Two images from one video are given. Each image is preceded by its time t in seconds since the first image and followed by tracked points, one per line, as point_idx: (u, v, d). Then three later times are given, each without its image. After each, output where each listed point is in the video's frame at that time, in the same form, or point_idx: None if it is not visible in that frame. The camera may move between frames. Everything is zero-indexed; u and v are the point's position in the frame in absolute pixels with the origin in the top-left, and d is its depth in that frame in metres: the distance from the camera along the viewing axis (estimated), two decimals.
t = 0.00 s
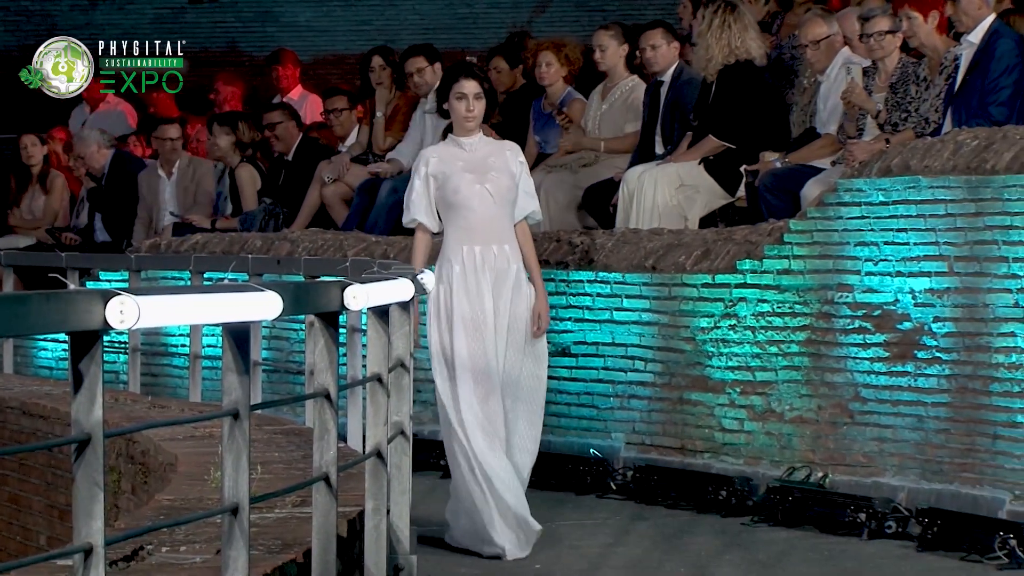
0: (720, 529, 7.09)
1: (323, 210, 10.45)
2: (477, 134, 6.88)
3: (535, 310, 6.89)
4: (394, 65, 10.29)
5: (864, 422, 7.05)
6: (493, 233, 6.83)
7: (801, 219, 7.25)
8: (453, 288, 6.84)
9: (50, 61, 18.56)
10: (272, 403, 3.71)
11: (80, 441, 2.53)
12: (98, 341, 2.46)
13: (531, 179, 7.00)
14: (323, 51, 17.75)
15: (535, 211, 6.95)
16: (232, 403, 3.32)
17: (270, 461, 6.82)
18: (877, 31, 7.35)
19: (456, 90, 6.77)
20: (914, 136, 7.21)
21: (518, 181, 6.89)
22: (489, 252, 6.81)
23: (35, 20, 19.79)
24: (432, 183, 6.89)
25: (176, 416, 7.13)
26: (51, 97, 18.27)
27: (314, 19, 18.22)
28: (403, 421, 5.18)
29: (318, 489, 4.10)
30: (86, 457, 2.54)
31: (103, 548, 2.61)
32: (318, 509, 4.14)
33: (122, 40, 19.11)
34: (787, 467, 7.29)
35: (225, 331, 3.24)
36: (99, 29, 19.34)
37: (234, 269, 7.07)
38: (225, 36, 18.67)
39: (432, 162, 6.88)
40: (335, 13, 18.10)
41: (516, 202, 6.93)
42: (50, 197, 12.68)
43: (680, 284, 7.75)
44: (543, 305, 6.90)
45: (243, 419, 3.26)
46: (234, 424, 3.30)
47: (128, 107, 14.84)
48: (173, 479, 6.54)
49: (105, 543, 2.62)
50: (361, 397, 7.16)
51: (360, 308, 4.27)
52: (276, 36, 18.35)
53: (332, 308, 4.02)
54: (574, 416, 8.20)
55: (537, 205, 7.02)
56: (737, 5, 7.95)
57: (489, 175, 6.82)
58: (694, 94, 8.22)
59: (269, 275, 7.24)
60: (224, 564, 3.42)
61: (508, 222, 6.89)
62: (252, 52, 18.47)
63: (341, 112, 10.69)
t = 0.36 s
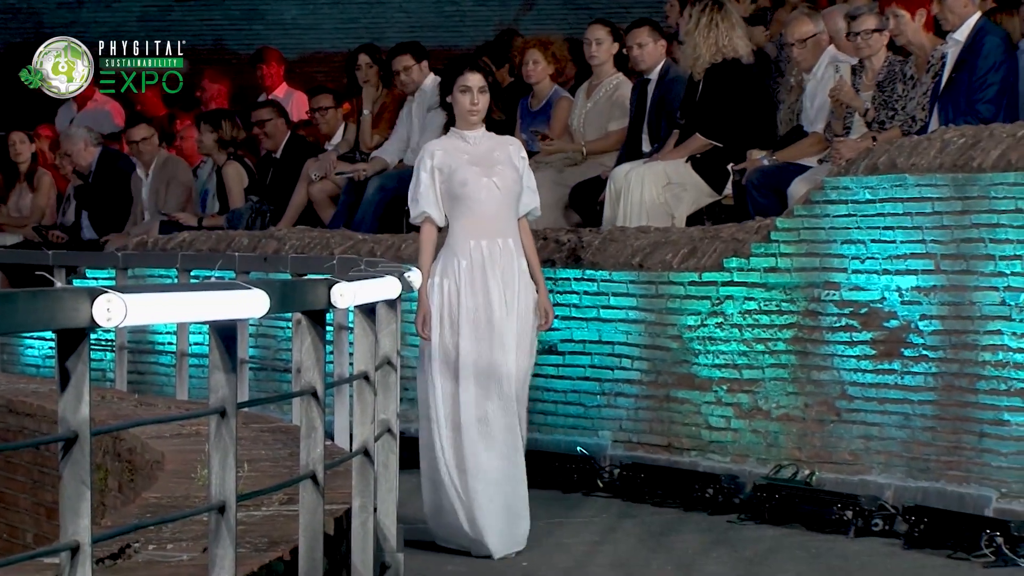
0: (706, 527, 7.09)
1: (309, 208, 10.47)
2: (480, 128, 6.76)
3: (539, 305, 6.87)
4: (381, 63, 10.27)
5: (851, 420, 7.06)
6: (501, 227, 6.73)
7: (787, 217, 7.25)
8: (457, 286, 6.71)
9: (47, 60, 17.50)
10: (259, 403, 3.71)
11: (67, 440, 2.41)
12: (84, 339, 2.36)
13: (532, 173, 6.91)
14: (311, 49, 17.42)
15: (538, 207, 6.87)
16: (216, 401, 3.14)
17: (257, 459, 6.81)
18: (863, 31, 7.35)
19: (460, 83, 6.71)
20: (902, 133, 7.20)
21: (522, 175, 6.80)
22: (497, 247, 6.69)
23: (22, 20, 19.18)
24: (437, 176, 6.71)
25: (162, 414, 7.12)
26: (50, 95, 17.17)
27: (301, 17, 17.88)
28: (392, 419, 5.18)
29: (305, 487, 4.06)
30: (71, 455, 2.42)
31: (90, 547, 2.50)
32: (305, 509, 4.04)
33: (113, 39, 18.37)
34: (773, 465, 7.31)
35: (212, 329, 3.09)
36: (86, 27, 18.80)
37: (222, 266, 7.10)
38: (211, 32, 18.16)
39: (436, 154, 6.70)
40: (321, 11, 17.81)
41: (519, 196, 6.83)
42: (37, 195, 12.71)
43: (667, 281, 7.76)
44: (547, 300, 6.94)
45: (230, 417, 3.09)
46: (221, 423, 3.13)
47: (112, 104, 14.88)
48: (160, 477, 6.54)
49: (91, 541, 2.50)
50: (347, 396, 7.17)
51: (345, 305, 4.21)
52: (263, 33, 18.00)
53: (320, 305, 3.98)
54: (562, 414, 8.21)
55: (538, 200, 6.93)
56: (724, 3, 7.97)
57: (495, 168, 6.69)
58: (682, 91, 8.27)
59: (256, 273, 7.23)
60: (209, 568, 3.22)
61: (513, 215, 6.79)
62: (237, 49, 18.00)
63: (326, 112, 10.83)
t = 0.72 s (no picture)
0: (692, 521, 7.08)
1: (297, 202, 10.45)
2: (479, 124, 6.55)
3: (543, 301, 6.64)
4: (367, 57, 10.43)
5: (837, 414, 7.06)
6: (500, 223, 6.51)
7: (774, 212, 7.26)
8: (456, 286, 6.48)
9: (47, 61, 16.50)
10: (245, 397, 3.70)
11: (53, 434, 2.57)
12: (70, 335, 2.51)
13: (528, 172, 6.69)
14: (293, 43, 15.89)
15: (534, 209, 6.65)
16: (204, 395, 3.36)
17: (244, 454, 6.80)
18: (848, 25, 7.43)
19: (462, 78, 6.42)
20: (887, 128, 7.22)
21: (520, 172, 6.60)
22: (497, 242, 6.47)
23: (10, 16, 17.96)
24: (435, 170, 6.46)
25: (148, 408, 7.12)
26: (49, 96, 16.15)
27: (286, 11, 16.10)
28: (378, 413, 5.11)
29: (291, 481, 4.15)
30: (57, 450, 2.58)
31: (76, 541, 2.64)
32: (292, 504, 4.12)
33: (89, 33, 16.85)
34: (760, 459, 7.32)
35: (198, 323, 3.30)
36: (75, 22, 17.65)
37: (207, 260, 7.10)
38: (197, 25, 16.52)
39: (435, 147, 6.44)
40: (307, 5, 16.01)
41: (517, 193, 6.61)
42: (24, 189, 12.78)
43: (654, 275, 7.76)
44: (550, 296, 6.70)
45: (215, 411, 3.32)
46: (206, 417, 3.37)
47: (98, 100, 15.27)
48: (146, 471, 6.52)
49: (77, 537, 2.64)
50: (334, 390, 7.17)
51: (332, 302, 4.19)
52: (247, 29, 16.26)
53: (308, 301, 4.03)
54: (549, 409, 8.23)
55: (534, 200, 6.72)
56: None
57: (492, 165, 6.48)
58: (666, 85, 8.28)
59: (242, 267, 7.22)
60: (197, 557, 3.43)
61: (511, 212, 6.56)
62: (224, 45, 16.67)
63: (313, 106, 10.89)
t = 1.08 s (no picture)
0: (681, 519, 7.08)
1: (284, 198, 10.52)
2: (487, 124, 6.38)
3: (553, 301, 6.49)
4: (356, 53, 10.23)
5: (826, 411, 7.06)
6: (506, 225, 6.33)
7: (762, 209, 7.27)
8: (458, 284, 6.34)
9: (47, 60, 16.28)
10: (236, 394, 3.67)
11: (42, 431, 2.55)
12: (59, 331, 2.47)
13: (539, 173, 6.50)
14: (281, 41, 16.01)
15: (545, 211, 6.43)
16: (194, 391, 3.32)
17: (233, 451, 6.77)
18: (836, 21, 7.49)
19: (467, 78, 6.27)
20: (876, 125, 7.22)
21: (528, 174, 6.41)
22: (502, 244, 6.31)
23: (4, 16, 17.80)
24: (440, 170, 6.31)
25: (136, 406, 7.11)
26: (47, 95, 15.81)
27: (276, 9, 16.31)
28: (366, 411, 5.07)
29: (280, 478, 4.11)
30: (47, 447, 2.56)
31: (64, 537, 2.61)
32: (279, 497, 4.12)
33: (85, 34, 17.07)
34: (748, 456, 7.32)
35: (186, 319, 3.23)
36: (61, 18, 17.42)
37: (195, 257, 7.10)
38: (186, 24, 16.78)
39: (440, 146, 6.29)
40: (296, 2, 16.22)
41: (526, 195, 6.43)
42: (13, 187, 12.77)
43: (642, 272, 7.77)
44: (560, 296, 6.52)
45: (204, 408, 3.26)
46: (196, 413, 3.30)
47: (88, 97, 15.05)
48: (135, 468, 6.50)
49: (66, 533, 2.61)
50: (323, 387, 7.16)
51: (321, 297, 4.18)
52: (237, 26, 16.47)
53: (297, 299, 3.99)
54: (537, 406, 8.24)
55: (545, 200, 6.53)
56: None
57: (498, 165, 6.32)
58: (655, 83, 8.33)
59: (231, 264, 7.22)
60: (186, 554, 3.37)
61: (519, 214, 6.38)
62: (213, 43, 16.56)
63: (296, 106, 11.06)
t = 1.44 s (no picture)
0: (669, 517, 7.08)
1: (270, 197, 10.56)
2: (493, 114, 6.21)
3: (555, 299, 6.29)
4: (345, 53, 10.28)
5: (813, 410, 7.06)
6: (507, 221, 6.17)
7: (750, 208, 7.27)
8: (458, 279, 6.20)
9: (48, 60, 15.75)
10: (223, 393, 3.66)
11: (29, 431, 2.56)
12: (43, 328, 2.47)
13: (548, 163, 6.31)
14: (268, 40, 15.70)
15: (553, 195, 6.28)
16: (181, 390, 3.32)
17: (220, 449, 6.76)
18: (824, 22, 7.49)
19: (469, 68, 6.14)
20: (864, 123, 7.25)
21: (534, 166, 6.24)
22: (502, 240, 6.16)
23: None
24: (442, 165, 6.21)
25: (123, 405, 7.12)
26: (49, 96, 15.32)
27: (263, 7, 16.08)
28: (354, 410, 5.05)
29: (267, 477, 4.09)
30: (33, 444, 2.56)
31: (52, 537, 2.61)
32: (269, 497, 4.08)
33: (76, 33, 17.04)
34: (735, 454, 7.32)
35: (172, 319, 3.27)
36: (50, 17, 17.36)
37: (182, 256, 7.10)
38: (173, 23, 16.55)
39: (443, 141, 6.21)
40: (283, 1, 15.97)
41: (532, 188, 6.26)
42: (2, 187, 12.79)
43: (630, 272, 7.79)
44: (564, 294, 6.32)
45: (191, 407, 3.28)
46: (183, 412, 3.33)
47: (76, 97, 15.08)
48: (122, 467, 6.49)
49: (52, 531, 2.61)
50: (309, 386, 7.16)
51: (307, 296, 4.15)
52: (224, 25, 16.25)
53: (282, 296, 3.99)
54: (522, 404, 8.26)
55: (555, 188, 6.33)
56: None
57: (502, 157, 6.15)
58: (642, 82, 8.37)
59: (217, 263, 7.22)
60: (174, 554, 3.39)
61: (523, 209, 6.22)
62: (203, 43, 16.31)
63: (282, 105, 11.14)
